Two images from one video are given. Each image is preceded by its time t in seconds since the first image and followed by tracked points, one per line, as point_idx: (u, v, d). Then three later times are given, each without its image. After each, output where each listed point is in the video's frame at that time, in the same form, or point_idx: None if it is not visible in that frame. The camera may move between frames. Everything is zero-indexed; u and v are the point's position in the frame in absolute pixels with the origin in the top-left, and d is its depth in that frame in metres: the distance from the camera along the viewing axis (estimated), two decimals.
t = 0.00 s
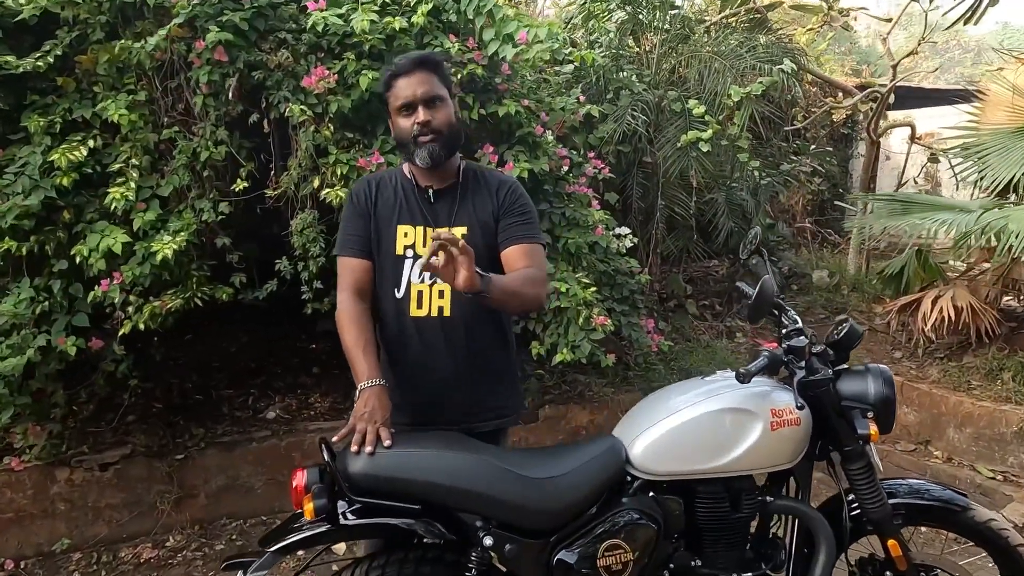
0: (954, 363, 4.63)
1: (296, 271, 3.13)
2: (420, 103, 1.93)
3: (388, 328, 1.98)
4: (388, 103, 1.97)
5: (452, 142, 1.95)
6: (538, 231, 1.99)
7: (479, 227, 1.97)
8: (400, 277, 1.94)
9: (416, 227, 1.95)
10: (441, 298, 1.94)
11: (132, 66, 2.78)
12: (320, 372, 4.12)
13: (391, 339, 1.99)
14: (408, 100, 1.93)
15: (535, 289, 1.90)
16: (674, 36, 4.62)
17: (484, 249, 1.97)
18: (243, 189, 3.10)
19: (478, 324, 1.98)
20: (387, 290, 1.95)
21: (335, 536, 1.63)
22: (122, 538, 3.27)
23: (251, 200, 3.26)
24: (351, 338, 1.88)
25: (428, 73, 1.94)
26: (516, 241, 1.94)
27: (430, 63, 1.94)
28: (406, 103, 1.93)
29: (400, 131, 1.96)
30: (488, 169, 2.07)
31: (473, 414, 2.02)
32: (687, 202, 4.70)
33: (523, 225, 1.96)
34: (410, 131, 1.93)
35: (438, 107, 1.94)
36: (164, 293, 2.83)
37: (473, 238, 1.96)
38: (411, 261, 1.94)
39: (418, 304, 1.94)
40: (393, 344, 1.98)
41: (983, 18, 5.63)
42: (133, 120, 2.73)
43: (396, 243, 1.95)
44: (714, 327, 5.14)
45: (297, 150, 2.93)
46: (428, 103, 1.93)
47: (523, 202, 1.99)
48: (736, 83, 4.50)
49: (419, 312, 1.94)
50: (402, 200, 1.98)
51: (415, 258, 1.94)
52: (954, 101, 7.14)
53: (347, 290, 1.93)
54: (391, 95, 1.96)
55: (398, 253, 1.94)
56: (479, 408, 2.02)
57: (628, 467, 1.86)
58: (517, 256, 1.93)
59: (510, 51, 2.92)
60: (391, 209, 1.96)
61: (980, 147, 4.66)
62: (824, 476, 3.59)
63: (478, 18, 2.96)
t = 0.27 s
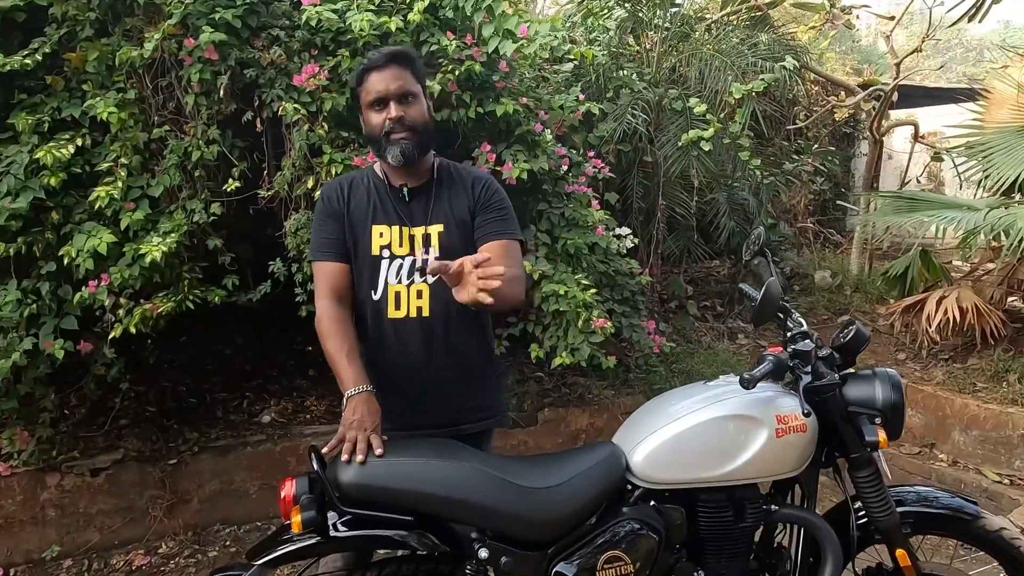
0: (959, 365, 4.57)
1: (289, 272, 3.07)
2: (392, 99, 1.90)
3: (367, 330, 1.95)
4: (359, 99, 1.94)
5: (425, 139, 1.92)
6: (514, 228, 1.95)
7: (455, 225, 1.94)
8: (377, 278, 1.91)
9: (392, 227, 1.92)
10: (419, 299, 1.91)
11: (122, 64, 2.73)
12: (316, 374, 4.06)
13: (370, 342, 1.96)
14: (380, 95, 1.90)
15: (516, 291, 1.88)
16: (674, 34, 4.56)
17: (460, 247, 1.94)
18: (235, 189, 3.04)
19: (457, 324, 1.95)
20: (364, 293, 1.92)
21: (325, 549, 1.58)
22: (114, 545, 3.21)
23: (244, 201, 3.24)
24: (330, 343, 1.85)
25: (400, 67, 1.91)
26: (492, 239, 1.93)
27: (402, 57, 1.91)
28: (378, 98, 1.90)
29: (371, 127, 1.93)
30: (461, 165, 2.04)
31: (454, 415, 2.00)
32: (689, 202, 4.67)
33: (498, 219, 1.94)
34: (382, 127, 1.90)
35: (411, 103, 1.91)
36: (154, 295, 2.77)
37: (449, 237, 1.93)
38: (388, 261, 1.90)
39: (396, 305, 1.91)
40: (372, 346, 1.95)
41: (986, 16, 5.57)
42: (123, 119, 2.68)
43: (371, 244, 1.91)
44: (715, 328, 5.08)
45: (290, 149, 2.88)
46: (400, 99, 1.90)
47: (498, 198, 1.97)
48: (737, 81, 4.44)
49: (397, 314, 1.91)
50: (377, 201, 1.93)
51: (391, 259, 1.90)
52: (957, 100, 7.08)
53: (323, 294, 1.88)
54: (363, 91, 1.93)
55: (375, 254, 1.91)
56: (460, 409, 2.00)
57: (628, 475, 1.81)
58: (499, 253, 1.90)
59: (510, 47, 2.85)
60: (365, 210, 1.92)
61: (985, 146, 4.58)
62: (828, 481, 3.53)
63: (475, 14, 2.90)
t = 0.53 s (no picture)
0: (961, 366, 4.52)
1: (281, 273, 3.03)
2: (344, 92, 1.89)
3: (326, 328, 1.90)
4: (311, 93, 1.92)
5: (379, 132, 1.92)
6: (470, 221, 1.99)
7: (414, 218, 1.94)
8: (336, 274, 1.87)
9: (350, 221, 1.89)
10: (379, 293, 1.88)
11: (110, 62, 2.69)
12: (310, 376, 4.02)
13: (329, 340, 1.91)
14: (332, 89, 1.90)
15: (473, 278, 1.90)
16: (673, 32, 4.52)
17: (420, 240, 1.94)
18: (226, 189, 3.01)
19: (418, 318, 1.94)
20: (323, 289, 1.88)
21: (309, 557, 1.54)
22: (104, 549, 3.17)
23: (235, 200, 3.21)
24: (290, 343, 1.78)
25: (353, 62, 1.91)
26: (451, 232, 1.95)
27: (354, 52, 1.92)
28: (331, 92, 1.89)
29: (324, 121, 1.91)
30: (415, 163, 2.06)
31: (415, 413, 1.97)
32: (688, 201, 4.60)
33: (458, 215, 1.98)
34: (336, 121, 1.88)
35: (363, 96, 1.91)
36: (144, 296, 2.74)
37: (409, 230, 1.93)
38: (347, 257, 1.87)
39: (356, 300, 1.88)
40: (331, 344, 1.91)
41: (988, 13, 5.51)
42: (111, 117, 2.64)
43: (329, 240, 1.87)
44: (715, 329, 5.03)
45: (281, 148, 2.84)
46: (353, 92, 1.90)
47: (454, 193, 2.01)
48: (736, 79, 4.39)
49: (358, 309, 1.88)
50: (332, 196, 1.90)
51: (350, 254, 1.87)
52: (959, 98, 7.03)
53: (280, 293, 1.81)
54: (314, 85, 1.92)
55: (333, 249, 1.87)
56: (420, 406, 1.97)
57: (621, 481, 1.77)
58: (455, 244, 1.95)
59: (505, 46, 2.81)
60: (321, 206, 1.88)
61: (986, 145, 4.54)
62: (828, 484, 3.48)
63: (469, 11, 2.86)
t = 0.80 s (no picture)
0: (963, 367, 4.49)
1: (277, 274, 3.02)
2: (309, 96, 1.85)
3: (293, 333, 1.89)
4: (273, 95, 1.87)
5: (342, 138, 1.89)
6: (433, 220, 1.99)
7: (378, 220, 1.94)
8: (303, 277, 1.85)
9: (314, 224, 1.87)
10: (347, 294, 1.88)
11: (104, 62, 2.68)
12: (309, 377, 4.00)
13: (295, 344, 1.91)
14: (295, 92, 1.85)
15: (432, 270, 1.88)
16: (672, 31, 4.50)
17: (385, 241, 1.95)
18: (221, 190, 2.99)
19: (384, 318, 1.96)
20: (289, 293, 1.86)
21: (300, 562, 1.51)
22: (100, 552, 3.15)
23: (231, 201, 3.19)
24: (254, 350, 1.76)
25: (319, 65, 1.87)
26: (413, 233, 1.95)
27: (320, 55, 1.88)
28: (295, 95, 1.85)
29: (287, 124, 1.87)
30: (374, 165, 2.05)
31: (381, 412, 2.00)
32: (688, 200, 4.50)
33: (421, 216, 1.99)
34: (298, 124, 1.85)
35: (327, 101, 1.87)
36: (139, 298, 2.72)
37: (374, 231, 1.94)
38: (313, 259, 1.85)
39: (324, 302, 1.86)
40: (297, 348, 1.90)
41: (990, 12, 5.48)
42: (105, 118, 2.63)
43: (295, 244, 1.85)
44: (715, 330, 5.00)
45: (276, 148, 2.82)
46: (319, 97, 1.86)
47: (413, 195, 2.02)
48: (736, 78, 4.37)
49: (326, 312, 1.87)
50: (294, 199, 1.88)
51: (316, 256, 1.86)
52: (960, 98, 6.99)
53: (241, 301, 1.78)
54: (277, 86, 1.87)
55: (298, 253, 1.85)
56: (386, 405, 2.00)
57: (619, 486, 1.74)
58: (421, 245, 1.93)
59: (500, 48, 2.81)
60: (284, 210, 1.86)
61: (987, 145, 4.51)
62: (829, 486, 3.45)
63: (464, 10, 2.85)
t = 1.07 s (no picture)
0: (963, 367, 4.49)
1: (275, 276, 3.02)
2: (285, 102, 1.88)
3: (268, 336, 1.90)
4: (249, 98, 1.89)
5: (317, 143, 1.91)
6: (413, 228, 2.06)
7: (354, 224, 1.94)
8: (280, 283, 1.85)
9: (290, 230, 1.86)
10: (325, 298, 1.88)
11: (102, 65, 2.68)
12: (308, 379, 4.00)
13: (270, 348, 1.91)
14: (272, 98, 1.88)
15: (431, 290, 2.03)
16: (671, 32, 4.49)
17: (362, 245, 1.95)
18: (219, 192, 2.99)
19: (361, 321, 1.97)
20: (264, 298, 1.86)
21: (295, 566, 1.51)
22: (99, 554, 3.15)
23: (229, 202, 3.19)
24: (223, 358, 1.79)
25: (297, 73, 1.90)
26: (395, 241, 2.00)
27: (300, 62, 1.91)
28: (271, 101, 1.87)
29: (260, 128, 1.88)
30: (349, 169, 2.05)
31: (357, 413, 2.02)
32: (687, 202, 4.50)
33: (400, 224, 2.02)
34: (272, 129, 1.86)
35: (304, 108, 1.90)
36: (137, 300, 2.73)
37: (351, 235, 1.93)
38: (290, 264, 1.85)
39: (301, 307, 1.87)
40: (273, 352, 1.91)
41: (990, 13, 5.48)
42: (103, 121, 2.63)
43: (270, 250, 1.84)
44: (715, 331, 5.00)
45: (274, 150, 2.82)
46: (295, 103, 1.89)
47: (389, 201, 2.04)
48: (735, 79, 4.36)
49: (303, 316, 1.87)
50: (269, 204, 1.87)
51: (292, 261, 1.86)
52: (961, 98, 6.98)
53: (211, 308, 1.79)
54: (253, 91, 1.89)
55: (274, 258, 1.84)
56: (362, 406, 2.02)
57: (615, 488, 1.74)
58: (418, 261, 2.03)
59: (494, 45, 2.77)
60: (258, 215, 1.85)
61: (986, 145, 4.51)
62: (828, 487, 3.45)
63: (462, 11, 2.84)
